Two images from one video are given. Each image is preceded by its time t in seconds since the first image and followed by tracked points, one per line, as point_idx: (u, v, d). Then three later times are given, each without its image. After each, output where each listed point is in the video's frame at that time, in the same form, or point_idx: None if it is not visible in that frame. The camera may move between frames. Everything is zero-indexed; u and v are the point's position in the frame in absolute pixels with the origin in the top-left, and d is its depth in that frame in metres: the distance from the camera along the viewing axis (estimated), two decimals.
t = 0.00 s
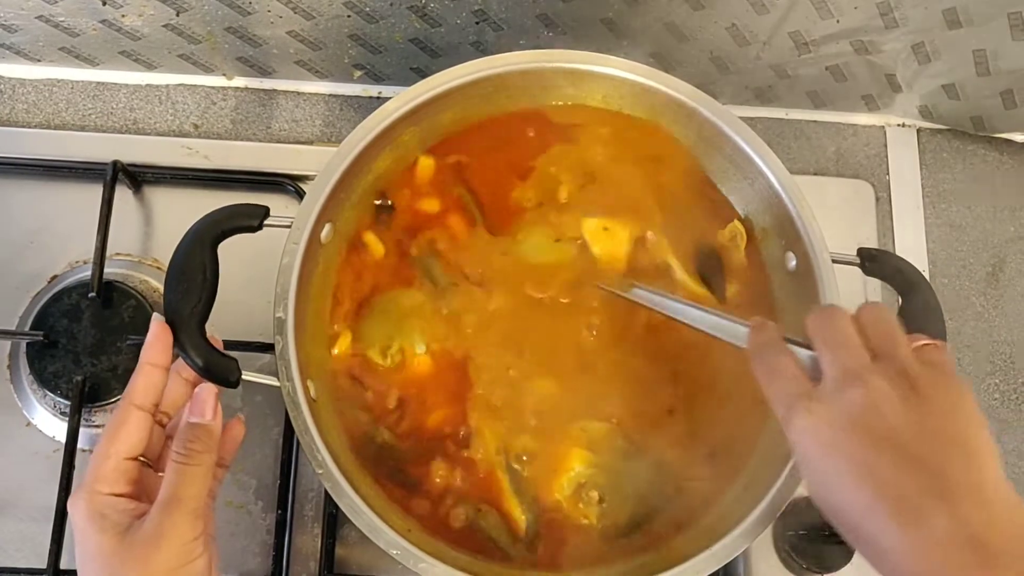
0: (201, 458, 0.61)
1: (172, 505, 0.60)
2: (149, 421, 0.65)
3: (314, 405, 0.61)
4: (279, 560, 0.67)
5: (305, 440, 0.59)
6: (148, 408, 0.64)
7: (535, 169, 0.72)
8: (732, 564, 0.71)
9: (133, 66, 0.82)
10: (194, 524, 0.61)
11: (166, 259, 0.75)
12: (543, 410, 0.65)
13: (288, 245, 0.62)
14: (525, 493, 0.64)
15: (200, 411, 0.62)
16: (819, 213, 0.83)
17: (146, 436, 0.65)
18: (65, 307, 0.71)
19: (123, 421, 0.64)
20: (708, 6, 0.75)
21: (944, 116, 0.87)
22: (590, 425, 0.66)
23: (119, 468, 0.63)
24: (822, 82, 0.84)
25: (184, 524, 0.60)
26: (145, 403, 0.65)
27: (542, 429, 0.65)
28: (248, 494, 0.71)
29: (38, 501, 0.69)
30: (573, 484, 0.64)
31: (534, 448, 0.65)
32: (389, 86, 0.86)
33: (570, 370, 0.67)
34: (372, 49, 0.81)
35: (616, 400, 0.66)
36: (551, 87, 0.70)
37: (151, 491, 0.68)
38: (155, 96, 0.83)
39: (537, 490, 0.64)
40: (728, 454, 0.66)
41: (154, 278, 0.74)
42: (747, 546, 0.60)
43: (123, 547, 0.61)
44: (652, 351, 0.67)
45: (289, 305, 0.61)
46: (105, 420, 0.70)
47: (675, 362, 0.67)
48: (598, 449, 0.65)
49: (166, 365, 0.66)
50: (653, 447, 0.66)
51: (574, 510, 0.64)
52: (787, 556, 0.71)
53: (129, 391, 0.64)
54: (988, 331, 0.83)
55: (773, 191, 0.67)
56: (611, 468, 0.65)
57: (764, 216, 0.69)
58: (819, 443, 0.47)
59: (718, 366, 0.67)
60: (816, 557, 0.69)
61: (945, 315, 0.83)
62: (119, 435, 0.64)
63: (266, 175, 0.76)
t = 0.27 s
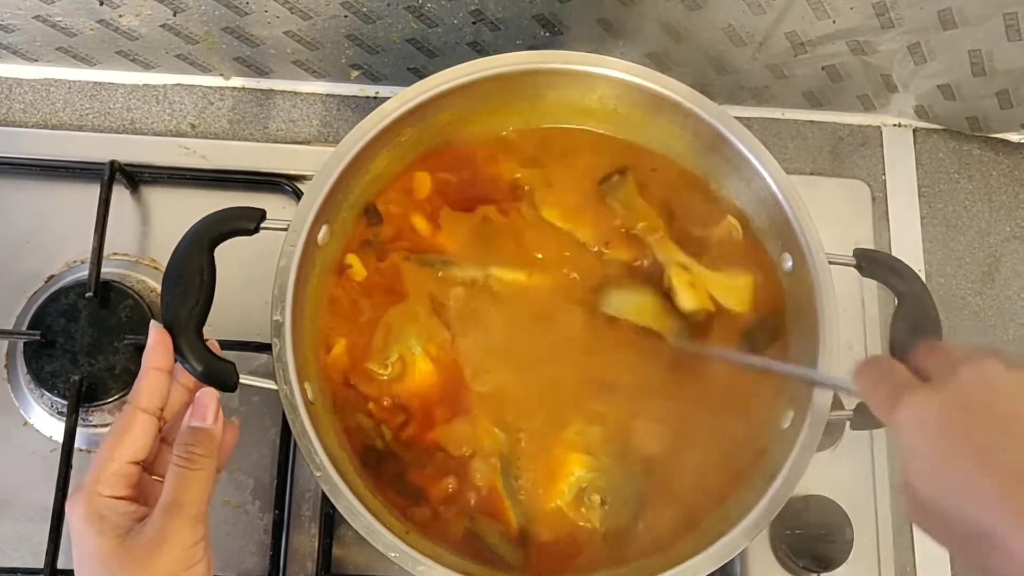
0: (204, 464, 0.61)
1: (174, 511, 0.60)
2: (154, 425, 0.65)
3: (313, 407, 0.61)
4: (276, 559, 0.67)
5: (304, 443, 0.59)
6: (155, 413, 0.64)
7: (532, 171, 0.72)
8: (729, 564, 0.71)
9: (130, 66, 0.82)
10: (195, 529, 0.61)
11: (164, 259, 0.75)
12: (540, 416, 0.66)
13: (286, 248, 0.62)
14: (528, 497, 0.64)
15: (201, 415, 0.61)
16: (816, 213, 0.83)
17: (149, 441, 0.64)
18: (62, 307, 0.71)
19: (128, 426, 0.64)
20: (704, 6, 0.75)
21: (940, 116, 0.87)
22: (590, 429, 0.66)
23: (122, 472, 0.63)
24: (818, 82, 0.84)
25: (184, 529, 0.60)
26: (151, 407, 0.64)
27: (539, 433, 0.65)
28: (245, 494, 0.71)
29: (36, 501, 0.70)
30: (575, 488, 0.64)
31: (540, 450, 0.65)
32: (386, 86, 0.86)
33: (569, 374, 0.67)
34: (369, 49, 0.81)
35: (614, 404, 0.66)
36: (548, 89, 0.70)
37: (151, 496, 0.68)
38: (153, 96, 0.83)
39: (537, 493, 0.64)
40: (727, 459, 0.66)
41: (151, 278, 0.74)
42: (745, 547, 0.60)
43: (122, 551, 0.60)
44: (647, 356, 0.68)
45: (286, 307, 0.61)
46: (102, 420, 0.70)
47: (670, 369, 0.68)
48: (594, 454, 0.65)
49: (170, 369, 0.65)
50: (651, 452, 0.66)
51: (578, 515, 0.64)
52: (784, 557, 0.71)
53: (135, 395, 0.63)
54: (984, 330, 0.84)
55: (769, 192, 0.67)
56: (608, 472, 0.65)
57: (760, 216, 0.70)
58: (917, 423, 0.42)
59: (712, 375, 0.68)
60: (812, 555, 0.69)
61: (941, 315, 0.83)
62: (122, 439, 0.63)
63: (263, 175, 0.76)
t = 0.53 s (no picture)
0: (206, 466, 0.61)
1: (178, 513, 0.60)
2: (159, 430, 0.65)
3: (314, 410, 0.61)
4: (277, 559, 0.67)
5: (305, 445, 0.59)
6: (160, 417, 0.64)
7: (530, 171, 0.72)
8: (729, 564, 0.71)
9: (131, 65, 0.82)
10: (197, 532, 0.61)
11: (164, 259, 0.75)
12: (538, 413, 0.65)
13: (286, 250, 0.62)
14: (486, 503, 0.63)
15: (202, 417, 0.61)
16: (816, 214, 0.83)
17: (154, 444, 0.65)
18: (63, 306, 0.71)
19: (135, 429, 0.64)
20: (705, 6, 0.75)
21: (940, 117, 0.87)
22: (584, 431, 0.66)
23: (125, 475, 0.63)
24: (819, 83, 0.84)
25: (187, 531, 0.60)
26: (156, 412, 0.65)
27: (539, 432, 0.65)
28: (246, 494, 0.71)
29: (36, 500, 0.70)
30: (524, 496, 0.63)
31: (498, 459, 0.64)
32: (387, 86, 0.86)
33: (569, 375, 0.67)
34: (370, 49, 0.81)
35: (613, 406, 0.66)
36: (547, 89, 0.70)
37: (153, 498, 0.68)
38: (154, 96, 0.83)
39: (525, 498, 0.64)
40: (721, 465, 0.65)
41: (152, 278, 0.74)
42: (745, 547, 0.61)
43: (124, 552, 0.61)
44: (647, 360, 0.68)
45: (286, 310, 0.61)
46: (103, 420, 0.70)
47: (670, 371, 0.68)
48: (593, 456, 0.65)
49: (174, 372, 0.65)
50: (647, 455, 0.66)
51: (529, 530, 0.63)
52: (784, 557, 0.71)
53: (141, 399, 0.63)
54: (985, 331, 0.84)
55: (769, 192, 0.67)
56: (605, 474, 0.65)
57: (760, 216, 0.70)
58: (948, 465, 0.45)
59: (712, 378, 0.68)
60: (813, 554, 0.69)
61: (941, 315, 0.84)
62: (129, 442, 0.64)
63: (264, 175, 0.76)
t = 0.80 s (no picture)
0: (207, 468, 0.61)
1: (178, 514, 0.60)
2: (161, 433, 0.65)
3: (316, 412, 0.61)
4: (280, 560, 0.67)
5: (308, 448, 0.59)
6: (162, 420, 0.64)
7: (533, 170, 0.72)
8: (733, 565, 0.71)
9: (134, 66, 0.82)
10: (199, 534, 0.61)
11: (167, 259, 0.75)
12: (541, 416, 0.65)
13: (288, 252, 0.62)
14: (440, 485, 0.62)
15: (202, 419, 0.61)
16: (820, 214, 0.83)
17: (156, 447, 0.64)
18: (65, 306, 0.71)
19: (136, 431, 0.64)
20: (708, 5, 0.75)
21: (944, 116, 0.87)
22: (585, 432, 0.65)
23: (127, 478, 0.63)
24: (822, 82, 0.84)
25: (188, 533, 0.60)
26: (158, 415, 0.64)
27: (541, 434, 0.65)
28: (249, 494, 0.71)
29: (39, 501, 0.70)
30: (443, 468, 0.62)
31: (427, 428, 0.63)
32: (390, 86, 0.86)
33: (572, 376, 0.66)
34: (373, 49, 0.81)
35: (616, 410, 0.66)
36: (548, 88, 0.70)
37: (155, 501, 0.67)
38: (156, 96, 0.83)
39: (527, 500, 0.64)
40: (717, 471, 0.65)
41: (155, 278, 0.74)
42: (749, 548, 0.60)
43: (125, 554, 0.60)
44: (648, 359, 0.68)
45: (289, 312, 0.61)
46: (105, 420, 0.70)
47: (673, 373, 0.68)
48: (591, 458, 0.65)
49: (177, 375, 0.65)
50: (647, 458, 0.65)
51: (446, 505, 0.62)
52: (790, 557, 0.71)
53: (143, 402, 0.63)
54: (989, 330, 0.83)
55: (772, 191, 0.67)
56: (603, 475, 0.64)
57: (763, 214, 0.70)
58: (837, 496, 0.41)
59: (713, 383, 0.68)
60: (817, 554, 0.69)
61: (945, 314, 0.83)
62: (131, 444, 0.63)
63: (266, 175, 0.76)
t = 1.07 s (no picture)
0: (208, 469, 0.61)
1: (181, 514, 0.60)
2: (164, 433, 0.64)
3: (320, 412, 0.61)
4: (283, 559, 0.68)
5: (311, 448, 0.59)
6: (164, 420, 0.63)
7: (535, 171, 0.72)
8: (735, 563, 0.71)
9: (137, 65, 0.82)
10: (201, 533, 0.61)
11: (170, 258, 0.76)
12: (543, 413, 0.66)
13: (290, 253, 0.62)
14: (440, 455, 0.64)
15: (205, 419, 0.61)
16: (822, 213, 0.83)
17: (159, 447, 0.64)
18: (69, 305, 0.71)
19: (138, 432, 0.63)
20: (710, 5, 0.75)
21: (945, 116, 0.87)
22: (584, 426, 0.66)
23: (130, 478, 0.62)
24: (824, 81, 0.84)
25: (191, 533, 0.60)
26: (160, 415, 0.64)
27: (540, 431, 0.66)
28: (252, 492, 0.71)
29: (42, 500, 0.70)
30: (438, 434, 0.64)
31: (434, 391, 0.65)
32: (392, 85, 0.86)
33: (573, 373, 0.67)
34: (375, 49, 0.81)
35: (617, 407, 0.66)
36: (549, 88, 0.70)
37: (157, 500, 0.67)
38: (159, 96, 0.84)
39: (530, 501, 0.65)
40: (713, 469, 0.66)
41: (158, 277, 0.75)
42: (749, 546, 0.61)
43: (128, 555, 0.60)
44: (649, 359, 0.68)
45: (292, 313, 0.61)
46: (109, 419, 0.71)
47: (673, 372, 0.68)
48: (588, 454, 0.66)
49: (179, 375, 0.64)
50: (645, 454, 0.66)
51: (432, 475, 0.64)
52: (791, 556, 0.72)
53: (145, 402, 0.63)
54: (990, 329, 0.84)
55: (774, 190, 0.67)
56: (600, 471, 0.65)
57: (764, 213, 0.70)
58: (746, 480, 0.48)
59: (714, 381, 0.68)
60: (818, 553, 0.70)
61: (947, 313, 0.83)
62: (133, 445, 0.63)
63: (268, 174, 0.76)
